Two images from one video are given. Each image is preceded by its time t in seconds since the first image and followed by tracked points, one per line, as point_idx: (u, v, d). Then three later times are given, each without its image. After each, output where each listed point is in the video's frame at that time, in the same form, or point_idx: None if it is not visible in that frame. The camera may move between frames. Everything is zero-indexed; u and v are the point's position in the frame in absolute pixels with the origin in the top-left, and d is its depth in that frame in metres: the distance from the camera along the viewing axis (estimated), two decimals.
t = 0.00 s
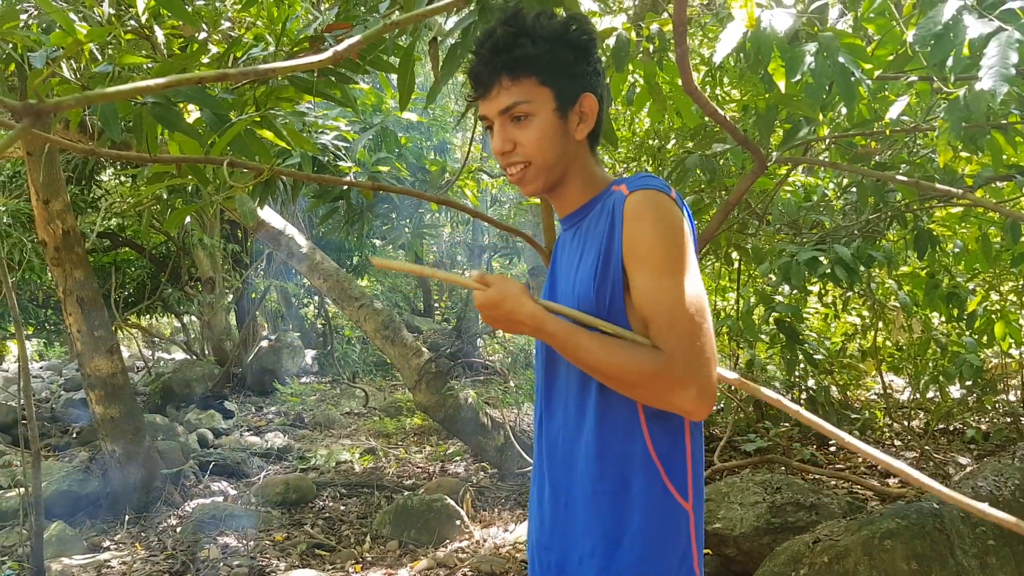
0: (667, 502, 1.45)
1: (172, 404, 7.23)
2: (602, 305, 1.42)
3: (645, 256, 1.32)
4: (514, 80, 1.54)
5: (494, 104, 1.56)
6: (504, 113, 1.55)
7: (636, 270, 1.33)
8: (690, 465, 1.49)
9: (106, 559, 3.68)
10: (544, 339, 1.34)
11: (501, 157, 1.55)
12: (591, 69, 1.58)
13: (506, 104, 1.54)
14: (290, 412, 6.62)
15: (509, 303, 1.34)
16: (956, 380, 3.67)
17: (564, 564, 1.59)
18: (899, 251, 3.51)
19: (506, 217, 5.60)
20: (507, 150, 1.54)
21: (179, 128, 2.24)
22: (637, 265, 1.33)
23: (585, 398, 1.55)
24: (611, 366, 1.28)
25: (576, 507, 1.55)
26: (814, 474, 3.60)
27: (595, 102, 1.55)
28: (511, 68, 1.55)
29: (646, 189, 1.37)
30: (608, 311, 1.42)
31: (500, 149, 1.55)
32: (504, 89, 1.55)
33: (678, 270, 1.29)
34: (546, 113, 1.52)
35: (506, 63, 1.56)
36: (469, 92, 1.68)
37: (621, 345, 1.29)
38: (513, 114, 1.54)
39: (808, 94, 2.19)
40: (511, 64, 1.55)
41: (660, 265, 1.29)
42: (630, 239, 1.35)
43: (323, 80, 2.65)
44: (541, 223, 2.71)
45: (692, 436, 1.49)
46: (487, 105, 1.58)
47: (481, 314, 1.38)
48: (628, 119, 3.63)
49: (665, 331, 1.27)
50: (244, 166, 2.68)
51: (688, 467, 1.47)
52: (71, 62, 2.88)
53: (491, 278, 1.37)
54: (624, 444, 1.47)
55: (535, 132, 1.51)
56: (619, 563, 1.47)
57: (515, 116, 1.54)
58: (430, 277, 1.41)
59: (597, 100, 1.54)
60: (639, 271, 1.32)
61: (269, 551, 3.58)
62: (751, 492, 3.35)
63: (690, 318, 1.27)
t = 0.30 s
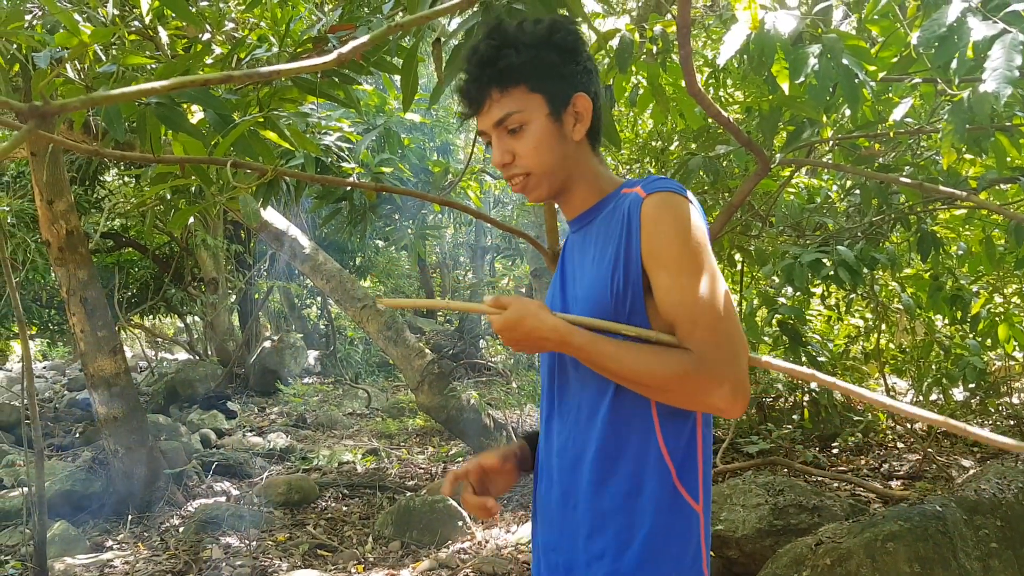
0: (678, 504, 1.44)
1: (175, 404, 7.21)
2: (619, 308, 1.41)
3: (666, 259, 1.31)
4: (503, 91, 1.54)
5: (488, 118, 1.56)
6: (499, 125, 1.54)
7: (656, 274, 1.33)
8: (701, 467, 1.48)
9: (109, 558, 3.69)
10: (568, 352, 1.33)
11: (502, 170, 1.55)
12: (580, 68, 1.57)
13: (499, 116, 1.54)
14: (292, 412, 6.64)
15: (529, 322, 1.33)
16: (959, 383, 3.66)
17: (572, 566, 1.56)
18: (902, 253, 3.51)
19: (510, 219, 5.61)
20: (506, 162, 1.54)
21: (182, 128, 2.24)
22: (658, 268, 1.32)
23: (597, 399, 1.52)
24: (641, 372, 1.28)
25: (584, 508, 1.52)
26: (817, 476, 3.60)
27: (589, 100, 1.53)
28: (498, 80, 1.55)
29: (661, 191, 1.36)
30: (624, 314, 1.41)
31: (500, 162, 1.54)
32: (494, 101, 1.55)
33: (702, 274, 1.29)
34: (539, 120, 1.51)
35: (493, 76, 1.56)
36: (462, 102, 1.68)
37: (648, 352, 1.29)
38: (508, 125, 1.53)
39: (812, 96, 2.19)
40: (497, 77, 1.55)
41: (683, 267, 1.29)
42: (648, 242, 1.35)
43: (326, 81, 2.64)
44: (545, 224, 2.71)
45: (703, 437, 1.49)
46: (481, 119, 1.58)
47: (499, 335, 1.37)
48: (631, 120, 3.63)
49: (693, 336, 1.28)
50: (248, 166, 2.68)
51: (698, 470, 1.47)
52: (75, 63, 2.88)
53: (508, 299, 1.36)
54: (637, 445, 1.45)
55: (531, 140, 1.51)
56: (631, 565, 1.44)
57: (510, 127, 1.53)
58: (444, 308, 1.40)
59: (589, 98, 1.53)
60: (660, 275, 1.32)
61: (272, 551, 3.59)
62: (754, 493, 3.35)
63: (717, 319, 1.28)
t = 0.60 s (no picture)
0: (686, 505, 1.44)
1: (175, 405, 7.18)
2: (627, 309, 1.41)
3: (676, 261, 1.31)
4: (490, 101, 1.55)
5: (480, 128, 1.57)
6: (491, 134, 1.55)
7: (665, 277, 1.33)
8: (707, 469, 1.49)
9: (108, 558, 3.69)
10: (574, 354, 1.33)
11: (500, 178, 1.55)
12: (565, 66, 1.55)
13: (490, 125, 1.55)
14: (292, 413, 6.64)
15: (533, 325, 1.32)
16: (958, 383, 3.67)
17: (577, 568, 1.54)
18: (902, 255, 3.51)
19: (510, 219, 5.62)
20: (503, 170, 1.54)
21: (182, 128, 2.24)
22: (667, 270, 1.32)
23: (604, 401, 1.51)
24: (646, 375, 1.29)
25: (591, 509, 1.51)
26: (817, 477, 3.60)
27: (575, 95, 1.51)
28: (483, 91, 1.57)
29: (672, 192, 1.36)
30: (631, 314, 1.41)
31: (496, 172, 1.55)
32: (484, 112, 1.56)
33: (711, 278, 1.29)
34: (528, 123, 1.50)
35: (476, 88, 1.58)
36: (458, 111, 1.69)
37: (654, 356, 1.29)
38: (499, 132, 1.54)
39: (811, 98, 2.18)
40: (480, 88, 1.57)
41: (693, 270, 1.29)
42: (658, 242, 1.35)
43: (325, 81, 2.64)
44: (544, 225, 2.71)
45: (709, 440, 1.50)
46: (475, 132, 1.59)
47: (505, 337, 1.37)
48: (631, 121, 3.63)
49: (700, 340, 1.28)
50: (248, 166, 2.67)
51: (705, 472, 1.47)
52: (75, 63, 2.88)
53: (513, 301, 1.35)
54: (644, 448, 1.45)
55: (523, 145, 1.50)
56: (639, 567, 1.43)
57: (502, 134, 1.53)
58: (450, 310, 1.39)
59: (576, 93, 1.51)
60: (668, 278, 1.32)
61: (271, 552, 3.59)
62: (753, 494, 3.35)
63: (724, 324, 1.28)
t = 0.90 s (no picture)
0: (684, 502, 1.45)
1: (177, 404, 7.04)
2: (610, 308, 1.41)
3: (653, 261, 1.32)
4: (497, 89, 1.55)
5: (484, 115, 1.58)
6: (494, 122, 1.55)
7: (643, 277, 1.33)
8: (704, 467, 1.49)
9: (109, 556, 3.69)
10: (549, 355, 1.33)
11: (498, 166, 1.55)
12: (577, 62, 1.55)
13: (494, 113, 1.55)
14: (292, 410, 6.64)
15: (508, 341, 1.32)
16: (959, 381, 3.68)
17: (577, 566, 1.54)
18: (903, 252, 3.52)
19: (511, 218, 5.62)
20: (502, 158, 1.53)
21: (182, 125, 2.24)
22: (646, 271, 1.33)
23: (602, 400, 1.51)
24: (615, 374, 1.28)
25: (591, 507, 1.51)
26: (817, 474, 3.60)
27: (582, 93, 1.51)
28: (491, 77, 1.57)
29: (657, 194, 1.36)
30: (616, 313, 1.41)
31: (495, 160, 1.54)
32: (490, 98, 1.56)
33: (683, 278, 1.28)
34: (531, 115, 1.50)
35: (486, 75, 1.58)
36: (467, 99, 1.69)
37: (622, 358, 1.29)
38: (502, 121, 1.53)
39: (812, 95, 2.18)
40: (489, 74, 1.57)
41: (669, 269, 1.29)
42: (640, 241, 1.35)
43: (326, 78, 2.63)
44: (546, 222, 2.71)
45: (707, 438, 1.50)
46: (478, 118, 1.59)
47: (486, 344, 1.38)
48: (632, 118, 3.64)
49: (669, 340, 1.27)
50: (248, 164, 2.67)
51: (702, 469, 1.48)
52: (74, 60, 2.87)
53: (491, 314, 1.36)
54: (642, 446, 1.45)
55: (523, 135, 1.50)
56: (639, 565, 1.43)
57: (504, 123, 1.53)
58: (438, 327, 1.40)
59: (583, 91, 1.51)
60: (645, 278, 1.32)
61: (272, 549, 3.59)
62: (753, 492, 3.36)
63: (696, 323, 1.26)
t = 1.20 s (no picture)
0: (663, 500, 1.43)
1: (176, 397, 7.09)
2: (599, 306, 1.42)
3: (631, 268, 1.31)
4: (510, 77, 1.55)
5: (494, 102, 1.57)
6: (504, 110, 1.54)
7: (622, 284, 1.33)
8: (689, 465, 1.46)
9: (109, 550, 3.70)
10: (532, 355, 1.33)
11: (505, 154, 1.54)
12: (588, 60, 1.57)
13: (505, 100, 1.54)
14: (291, 405, 6.65)
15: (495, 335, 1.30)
16: (958, 378, 3.68)
17: (565, 558, 1.55)
18: (903, 249, 3.51)
19: (511, 213, 5.62)
20: (511, 146, 1.53)
21: (182, 119, 2.23)
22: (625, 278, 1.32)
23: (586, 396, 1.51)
24: (599, 380, 1.29)
25: (576, 501, 1.51)
26: (816, 471, 3.61)
27: (595, 89, 1.52)
28: (505, 66, 1.57)
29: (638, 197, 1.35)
30: (605, 311, 1.42)
31: (503, 148, 1.53)
32: (502, 85, 1.56)
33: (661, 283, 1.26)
34: (544, 105, 1.50)
35: (499, 63, 1.58)
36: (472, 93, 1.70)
37: (600, 364, 1.29)
38: (513, 110, 1.53)
39: (814, 90, 2.18)
40: (504, 62, 1.57)
41: (650, 274, 1.27)
42: (623, 243, 1.34)
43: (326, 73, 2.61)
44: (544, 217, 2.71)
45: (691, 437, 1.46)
46: (488, 105, 1.59)
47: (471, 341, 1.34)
48: (632, 114, 3.63)
49: (646, 348, 1.27)
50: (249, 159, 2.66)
51: (685, 467, 1.45)
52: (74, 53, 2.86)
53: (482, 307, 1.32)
54: (621, 443, 1.44)
55: (534, 124, 1.50)
56: (618, 560, 1.43)
57: (514, 112, 1.53)
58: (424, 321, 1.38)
59: (595, 86, 1.52)
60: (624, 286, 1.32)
61: (271, 544, 3.60)
62: (752, 488, 3.36)
63: (678, 330, 1.25)
